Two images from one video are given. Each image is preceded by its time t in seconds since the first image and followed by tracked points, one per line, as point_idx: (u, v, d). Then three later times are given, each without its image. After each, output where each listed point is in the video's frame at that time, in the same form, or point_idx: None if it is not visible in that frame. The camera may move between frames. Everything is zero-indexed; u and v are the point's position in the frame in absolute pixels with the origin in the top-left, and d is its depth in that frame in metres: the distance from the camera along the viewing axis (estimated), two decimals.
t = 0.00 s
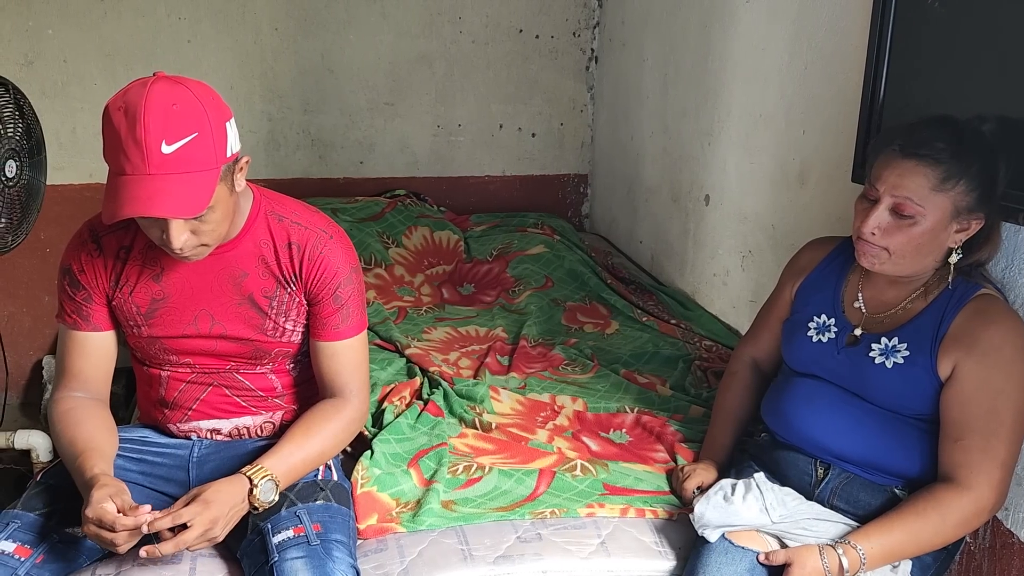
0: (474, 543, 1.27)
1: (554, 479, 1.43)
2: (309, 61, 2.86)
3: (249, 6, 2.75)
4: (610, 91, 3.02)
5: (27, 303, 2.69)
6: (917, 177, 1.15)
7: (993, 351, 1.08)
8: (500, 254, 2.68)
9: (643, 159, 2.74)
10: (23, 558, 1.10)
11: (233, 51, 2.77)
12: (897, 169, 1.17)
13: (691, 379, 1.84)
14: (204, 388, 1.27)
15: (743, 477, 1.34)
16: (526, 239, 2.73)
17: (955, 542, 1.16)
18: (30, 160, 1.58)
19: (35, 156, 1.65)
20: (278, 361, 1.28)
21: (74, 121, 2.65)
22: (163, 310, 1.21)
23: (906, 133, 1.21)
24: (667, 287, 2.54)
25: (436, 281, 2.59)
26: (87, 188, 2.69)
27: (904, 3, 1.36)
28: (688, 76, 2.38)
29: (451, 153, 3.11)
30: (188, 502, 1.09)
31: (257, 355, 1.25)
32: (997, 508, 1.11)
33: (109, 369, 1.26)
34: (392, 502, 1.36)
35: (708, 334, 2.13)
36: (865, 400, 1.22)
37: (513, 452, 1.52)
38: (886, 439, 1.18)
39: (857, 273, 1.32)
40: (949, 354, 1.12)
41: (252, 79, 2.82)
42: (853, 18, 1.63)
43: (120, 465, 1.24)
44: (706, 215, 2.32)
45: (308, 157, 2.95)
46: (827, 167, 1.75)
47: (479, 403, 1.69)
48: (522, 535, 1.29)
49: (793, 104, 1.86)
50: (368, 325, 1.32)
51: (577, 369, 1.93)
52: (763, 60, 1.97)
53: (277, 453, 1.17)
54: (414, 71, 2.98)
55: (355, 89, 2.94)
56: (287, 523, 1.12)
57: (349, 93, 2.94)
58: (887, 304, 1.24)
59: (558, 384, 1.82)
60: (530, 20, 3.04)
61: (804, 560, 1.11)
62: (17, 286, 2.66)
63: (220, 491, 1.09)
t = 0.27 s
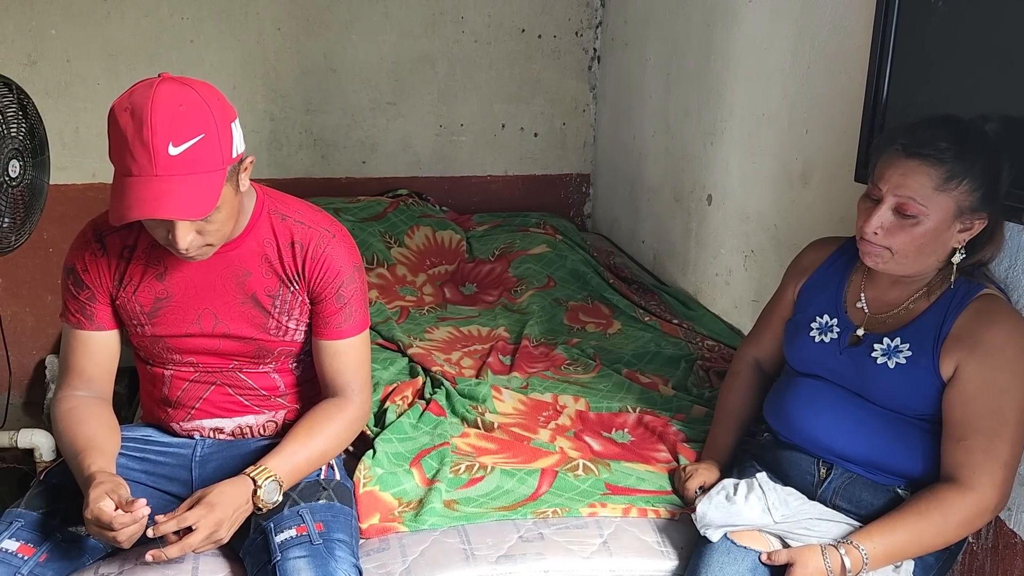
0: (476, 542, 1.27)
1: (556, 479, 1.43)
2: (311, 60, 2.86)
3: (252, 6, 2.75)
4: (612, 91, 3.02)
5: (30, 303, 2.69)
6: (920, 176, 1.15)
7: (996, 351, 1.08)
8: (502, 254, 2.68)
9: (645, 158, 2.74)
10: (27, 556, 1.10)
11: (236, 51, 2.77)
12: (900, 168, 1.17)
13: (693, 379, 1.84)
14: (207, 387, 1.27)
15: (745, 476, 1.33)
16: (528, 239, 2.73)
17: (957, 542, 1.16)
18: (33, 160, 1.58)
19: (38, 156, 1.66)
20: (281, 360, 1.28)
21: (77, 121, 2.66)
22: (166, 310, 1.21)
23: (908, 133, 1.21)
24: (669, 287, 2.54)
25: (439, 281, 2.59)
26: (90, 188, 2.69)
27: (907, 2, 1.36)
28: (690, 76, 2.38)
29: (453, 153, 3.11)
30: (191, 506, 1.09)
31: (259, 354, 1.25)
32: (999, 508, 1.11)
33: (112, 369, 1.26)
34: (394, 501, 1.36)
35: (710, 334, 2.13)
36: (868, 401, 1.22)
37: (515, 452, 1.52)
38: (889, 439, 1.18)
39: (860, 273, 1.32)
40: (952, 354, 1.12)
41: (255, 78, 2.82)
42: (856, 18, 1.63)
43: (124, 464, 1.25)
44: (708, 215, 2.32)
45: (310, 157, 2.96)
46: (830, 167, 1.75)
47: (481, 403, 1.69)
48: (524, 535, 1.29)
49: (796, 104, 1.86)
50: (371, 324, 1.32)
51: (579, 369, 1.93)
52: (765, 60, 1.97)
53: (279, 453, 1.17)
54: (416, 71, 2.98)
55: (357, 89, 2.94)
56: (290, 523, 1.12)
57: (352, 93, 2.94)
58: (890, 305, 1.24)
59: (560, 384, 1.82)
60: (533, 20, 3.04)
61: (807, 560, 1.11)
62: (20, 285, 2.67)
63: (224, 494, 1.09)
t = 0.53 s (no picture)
0: (477, 542, 1.27)
1: (557, 478, 1.43)
2: (313, 59, 2.86)
3: (254, 5, 2.75)
4: (614, 89, 3.02)
5: (33, 301, 2.70)
6: (922, 175, 1.15)
7: (998, 351, 1.08)
8: (504, 253, 2.68)
9: (647, 157, 2.74)
10: (27, 556, 1.10)
11: (238, 49, 2.77)
12: (902, 167, 1.17)
13: (695, 378, 1.84)
14: (207, 386, 1.27)
15: (746, 476, 1.33)
16: (530, 237, 2.72)
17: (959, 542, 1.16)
18: (35, 159, 1.58)
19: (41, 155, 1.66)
20: (281, 359, 1.28)
21: (79, 120, 2.66)
22: (167, 309, 1.21)
23: (910, 131, 1.20)
24: (671, 285, 2.54)
25: (441, 279, 2.59)
26: (92, 187, 2.70)
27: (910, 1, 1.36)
28: (692, 74, 2.37)
29: (456, 151, 3.11)
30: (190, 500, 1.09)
31: (260, 353, 1.25)
32: (1002, 508, 1.10)
33: (113, 368, 1.26)
34: (395, 500, 1.36)
35: (712, 333, 2.12)
36: (870, 400, 1.21)
37: (516, 451, 1.52)
38: (891, 439, 1.18)
39: (862, 272, 1.31)
40: (954, 354, 1.11)
41: (257, 77, 2.82)
42: (858, 16, 1.62)
43: (125, 463, 1.25)
44: (710, 214, 2.32)
45: (312, 155, 2.96)
46: (832, 166, 1.74)
47: (482, 402, 1.69)
48: (525, 534, 1.29)
49: (798, 102, 1.85)
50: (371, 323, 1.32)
51: (581, 368, 1.93)
52: (767, 58, 1.96)
53: (279, 451, 1.17)
54: (418, 70, 2.98)
55: (359, 87, 2.94)
56: (290, 522, 1.12)
57: (354, 91, 2.93)
58: (892, 304, 1.24)
59: (561, 383, 1.82)
60: (535, 18, 3.04)
61: (808, 561, 1.10)
62: (23, 284, 2.67)
63: (222, 489, 1.10)
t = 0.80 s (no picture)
0: (477, 540, 1.27)
1: (558, 476, 1.43)
2: (314, 57, 2.86)
3: (254, 3, 2.74)
4: (616, 88, 3.01)
5: (34, 300, 2.70)
6: (924, 173, 1.14)
7: (1002, 349, 1.07)
8: (505, 251, 2.68)
9: (649, 156, 2.73)
10: (26, 554, 1.09)
11: (239, 48, 2.77)
12: (904, 164, 1.16)
13: (696, 376, 1.83)
14: (207, 385, 1.27)
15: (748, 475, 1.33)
16: (531, 236, 2.72)
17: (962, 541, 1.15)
18: (36, 157, 1.58)
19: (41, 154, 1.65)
20: (281, 357, 1.27)
21: (80, 119, 2.66)
22: (166, 306, 1.21)
23: (913, 129, 1.20)
24: (672, 284, 2.53)
25: (442, 278, 2.58)
26: (93, 185, 2.69)
27: None
28: (694, 72, 2.37)
29: (457, 150, 3.11)
30: (190, 493, 1.08)
31: (259, 352, 1.25)
32: (1004, 507, 1.10)
33: (110, 364, 1.26)
34: (395, 499, 1.36)
35: (714, 332, 2.12)
36: (872, 399, 1.21)
37: (517, 450, 1.51)
38: (893, 437, 1.17)
39: (864, 270, 1.31)
40: (957, 352, 1.11)
41: (258, 76, 2.82)
42: (860, 14, 1.61)
43: (124, 461, 1.24)
44: (712, 212, 2.31)
45: (313, 154, 2.95)
46: (834, 164, 1.73)
47: (483, 400, 1.68)
48: (525, 533, 1.29)
49: (799, 100, 1.84)
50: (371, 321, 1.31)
51: (582, 366, 1.92)
52: (769, 56, 1.95)
53: (279, 449, 1.17)
54: (419, 68, 2.97)
55: (360, 86, 2.93)
56: (290, 520, 1.12)
57: (354, 90, 2.93)
58: (894, 302, 1.23)
59: (562, 382, 1.82)
60: (536, 17, 3.03)
61: (810, 560, 1.10)
62: (24, 283, 2.67)
63: (224, 484, 1.09)
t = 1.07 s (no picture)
0: (476, 539, 1.27)
1: (557, 475, 1.42)
2: (313, 56, 2.85)
3: (254, 2, 2.74)
4: (615, 87, 3.01)
5: (33, 299, 2.69)
6: (925, 170, 1.14)
7: (1002, 348, 1.07)
8: (504, 250, 2.67)
9: (648, 155, 2.73)
10: (24, 553, 1.09)
11: (239, 47, 2.77)
12: (904, 162, 1.16)
13: (696, 375, 1.83)
14: (206, 382, 1.26)
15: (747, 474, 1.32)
16: (531, 235, 2.72)
17: (962, 540, 1.15)
18: (35, 156, 1.58)
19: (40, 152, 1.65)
20: (280, 355, 1.27)
21: (79, 118, 2.66)
22: (165, 301, 1.20)
23: (914, 126, 1.19)
24: (672, 283, 2.53)
25: (441, 277, 2.58)
26: (93, 184, 2.69)
27: None
28: (694, 71, 2.36)
29: (456, 149, 3.10)
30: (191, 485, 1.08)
31: (258, 349, 1.25)
32: (1004, 506, 1.09)
33: (104, 352, 1.25)
34: (394, 498, 1.36)
35: (713, 331, 2.11)
36: (872, 397, 1.21)
37: (516, 449, 1.51)
38: (893, 436, 1.17)
39: (864, 268, 1.30)
40: (957, 350, 1.11)
41: (257, 74, 2.81)
42: (861, 12, 1.61)
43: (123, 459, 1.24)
44: (711, 211, 2.31)
45: (312, 153, 2.95)
46: (834, 162, 1.73)
47: (482, 399, 1.68)
48: (524, 532, 1.29)
49: (799, 99, 1.84)
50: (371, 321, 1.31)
51: (581, 365, 1.92)
52: (769, 54, 1.95)
53: (278, 445, 1.16)
54: (419, 67, 2.97)
55: (359, 85, 2.93)
56: (288, 520, 1.12)
57: (354, 89, 2.93)
58: (894, 300, 1.23)
59: (562, 381, 1.82)
60: (536, 16, 3.03)
61: (809, 559, 1.10)
62: (23, 282, 2.67)
63: (223, 479, 1.09)
